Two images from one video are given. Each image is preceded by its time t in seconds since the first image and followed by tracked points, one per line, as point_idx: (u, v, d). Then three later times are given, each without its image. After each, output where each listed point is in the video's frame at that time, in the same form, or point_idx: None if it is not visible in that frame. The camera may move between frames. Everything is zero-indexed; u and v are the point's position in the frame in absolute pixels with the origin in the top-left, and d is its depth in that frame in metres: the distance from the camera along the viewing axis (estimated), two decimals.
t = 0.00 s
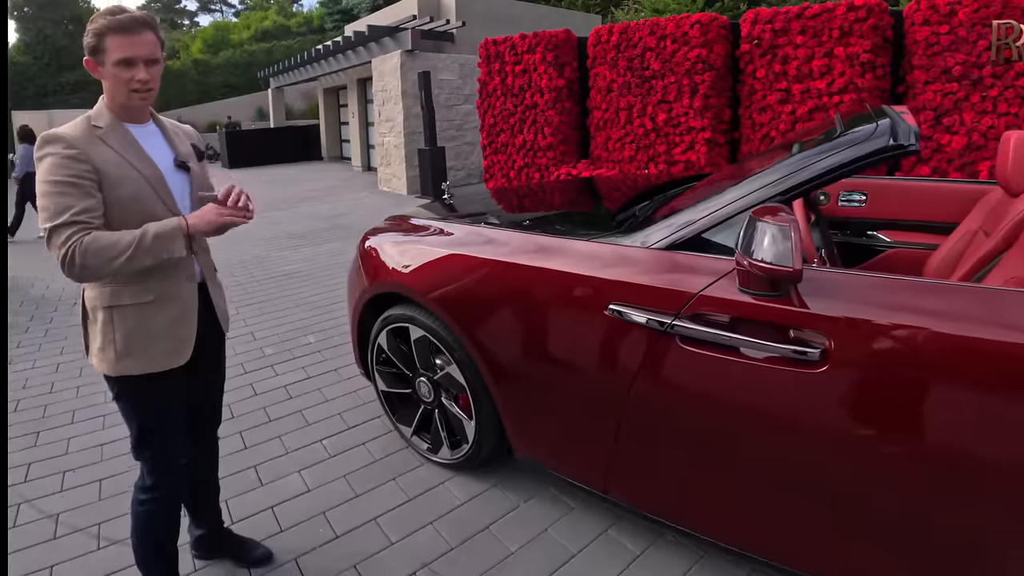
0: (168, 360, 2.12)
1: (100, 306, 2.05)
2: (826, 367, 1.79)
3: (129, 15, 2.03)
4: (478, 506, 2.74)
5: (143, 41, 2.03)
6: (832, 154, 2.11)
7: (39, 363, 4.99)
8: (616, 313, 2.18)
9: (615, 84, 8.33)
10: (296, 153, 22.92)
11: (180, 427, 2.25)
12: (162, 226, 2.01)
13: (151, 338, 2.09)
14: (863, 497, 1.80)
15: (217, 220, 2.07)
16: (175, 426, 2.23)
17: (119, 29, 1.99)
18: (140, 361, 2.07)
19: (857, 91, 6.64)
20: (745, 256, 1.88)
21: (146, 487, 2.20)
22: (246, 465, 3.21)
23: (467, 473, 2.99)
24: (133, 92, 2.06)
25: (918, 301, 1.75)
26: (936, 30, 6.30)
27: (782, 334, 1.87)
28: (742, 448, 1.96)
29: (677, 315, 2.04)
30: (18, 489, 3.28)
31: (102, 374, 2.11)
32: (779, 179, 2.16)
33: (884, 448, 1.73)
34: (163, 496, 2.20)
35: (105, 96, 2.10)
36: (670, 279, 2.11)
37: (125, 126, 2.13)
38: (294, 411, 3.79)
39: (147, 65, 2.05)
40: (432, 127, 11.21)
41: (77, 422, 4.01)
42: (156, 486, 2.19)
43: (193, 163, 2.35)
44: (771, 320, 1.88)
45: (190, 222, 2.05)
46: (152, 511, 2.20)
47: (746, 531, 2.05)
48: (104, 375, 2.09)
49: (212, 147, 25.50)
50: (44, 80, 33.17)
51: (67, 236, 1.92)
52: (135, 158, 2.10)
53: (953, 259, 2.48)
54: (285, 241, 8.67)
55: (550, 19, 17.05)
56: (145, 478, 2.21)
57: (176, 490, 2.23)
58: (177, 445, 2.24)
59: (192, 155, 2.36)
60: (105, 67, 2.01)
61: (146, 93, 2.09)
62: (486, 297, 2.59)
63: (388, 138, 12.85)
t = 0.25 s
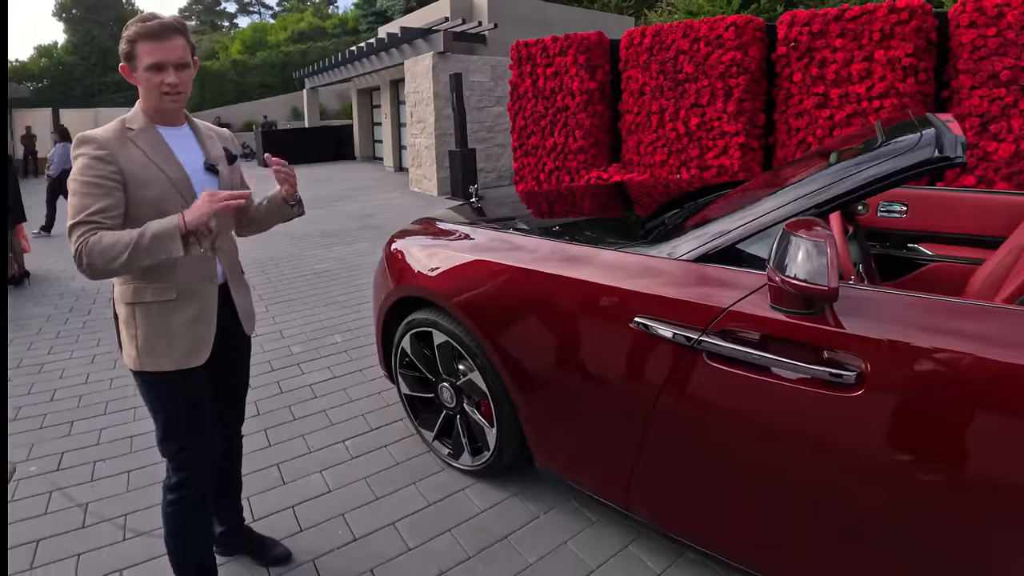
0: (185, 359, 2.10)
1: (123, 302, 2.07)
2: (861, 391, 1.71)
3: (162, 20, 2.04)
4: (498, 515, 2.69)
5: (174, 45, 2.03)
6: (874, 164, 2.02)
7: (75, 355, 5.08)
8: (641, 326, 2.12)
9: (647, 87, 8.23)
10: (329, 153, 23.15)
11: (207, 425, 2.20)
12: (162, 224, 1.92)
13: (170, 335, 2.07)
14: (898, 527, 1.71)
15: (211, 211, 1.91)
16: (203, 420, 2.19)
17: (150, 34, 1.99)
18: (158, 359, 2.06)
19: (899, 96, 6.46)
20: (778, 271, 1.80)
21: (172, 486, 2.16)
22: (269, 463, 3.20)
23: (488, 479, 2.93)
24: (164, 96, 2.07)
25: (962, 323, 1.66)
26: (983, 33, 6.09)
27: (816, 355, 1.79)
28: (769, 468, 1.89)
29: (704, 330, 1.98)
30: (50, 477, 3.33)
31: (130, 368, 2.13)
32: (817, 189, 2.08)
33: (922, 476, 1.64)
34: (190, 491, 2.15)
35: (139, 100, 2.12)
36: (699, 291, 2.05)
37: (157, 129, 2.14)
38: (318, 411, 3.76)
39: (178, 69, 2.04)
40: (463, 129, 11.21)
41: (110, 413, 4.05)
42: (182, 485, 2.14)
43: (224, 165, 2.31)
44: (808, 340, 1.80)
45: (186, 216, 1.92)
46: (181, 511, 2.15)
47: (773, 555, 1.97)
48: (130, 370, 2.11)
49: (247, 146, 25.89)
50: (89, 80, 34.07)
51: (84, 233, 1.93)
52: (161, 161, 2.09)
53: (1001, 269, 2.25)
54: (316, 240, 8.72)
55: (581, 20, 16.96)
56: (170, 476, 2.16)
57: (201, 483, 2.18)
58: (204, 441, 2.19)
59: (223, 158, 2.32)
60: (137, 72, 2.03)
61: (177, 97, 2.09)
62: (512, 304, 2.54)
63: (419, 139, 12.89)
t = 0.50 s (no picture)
0: (208, 356, 2.10)
1: (152, 300, 2.10)
2: (894, 415, 1.65)
3: (192, 25, 2.07)
4: (516, 522, 2.67)
5: (204, 50, 2.06)
6: (915, 174, 1.95)
7: (113, 346, 5.20)
8: (665, 338, 2.09)
9: (681, 91, 8.14)
10: (362, 153, 23.37)
11: (233, 422, 2.21)
12: (169, 232, 1.92)
13: (196, 333, 2.09)
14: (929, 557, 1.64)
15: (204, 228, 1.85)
16: (230, 415, 2.20)
17: (181, 39, 2.03)
18: (182, 355, 2.08)
19: (942, 100, 6.26)
20: (808, 286, 1.76)
21: (197, 479, 2.16)
22: (293, 459, 3.21)
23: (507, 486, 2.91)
24: (194, 100, 2.10)
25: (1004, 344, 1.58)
26: None
27: (847, 374, 1.73)
28: (792, 487, 1.84)
29: (730, 344, 1.94)
30: (84, 464, 3.40)
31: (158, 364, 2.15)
32: (855, 199, 2.01)
33: (955, 505, 1.58)
34: (216, 483, 2.15)
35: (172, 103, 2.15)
36: (726, 304, 2.01)
37: (187, 132, 2.16)
38: (344, 410, 3.71)
39: (207, 73, 2.07)
40: (494, 131, 11.21)
41: (143, 404, 4.12)
42: (208, 478, 2.15)
43: (252, 168, 2.31)
44: (836, 357, 1.75)
45: (188, 229, 1.89)
46: (207, 505, 2.16)
47: None
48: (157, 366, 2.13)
49: (284, 146, 26.28)
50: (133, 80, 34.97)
51: (111, 232, 1.98)
52: (189, 162, 2.11)
53: None
54: (347, 239, 8.79)
55: (615, 22, 16.87)
56: (196, 469, 2.18)
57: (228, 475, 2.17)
58: (230, 437, 2.19)
59: (253, 161, 2.32)
60: (169, 76, 2.06)
61: (207, 101, 2.11)
62: (538, 311, 2.52)
63: (451, 141, 12.94)
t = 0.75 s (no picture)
0: (237, 353, 2.13)
1: (186, 297, 2.14)
2: (924, 437, 1.60)
3: (228, 32, 2.11)
4: (536, 527, 2.67)
5: (239, 57, 2.10)
6: (957, 185, 1.90)
7: (151, 337, 5.33)
8: (689, 348, 2.07)
9: (715, 95, 8.04)
10: (396, 154, 23.60)
11: (261, 416, 2.24)
12: (215, 240, 1.96)
13: (226, 330, 2.13)
14: None
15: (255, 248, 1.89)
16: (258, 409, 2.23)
17: (217, 46, 2.07)
18: (212, 351, 2.12)
19: (989, 105, 6.16)
20: (836, 300, 1.72)
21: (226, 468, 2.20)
22: (319, 454, 3.24)
23: (529, 490, 2.90)
24: (229, 105, 2.14)
25: None
26: None
27: (876, 394, 1.69)
28: (816, 504, 1.81)
29: (755, 357, 1.91)
30: (120, 451, 3.49)
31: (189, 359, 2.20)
32: (892, 209, 1.96)
33: (992, 536, 1.51)
34: (247, 472, 2.17)
35: (207, 107, 2.20)
36: (757, 315, 1.97)
37: (221, 135, 2.20)
38: (370, 408, 3.71)
39: (242, 79, 2.11)
40: (526, 134, 11.22)
41: (178, 395, 4.20)
42: (239, 467, 2.18)
43: (283, 170, 2.33)
44: (863, 374, 1.71)
45: (237, 240, 1.94)
46: (238, 494, 2.18)
47: None
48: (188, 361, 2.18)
49: (320, 146, 26.65)
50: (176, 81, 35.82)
51: (150, 233, 2.03)
52: (222, 164, 2.15)
53: None
54: (379, 239, 8.88)
55: (649, 25, 16.76)
56: (226, 460, 2.21)
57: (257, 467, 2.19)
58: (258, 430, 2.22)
59: (284, 163, 2.35)
60: (205, 81, 2.11)
61: (241, 106, 2.16)
62: (565, 316, 2.51)
63: (483, 143, 12.98)
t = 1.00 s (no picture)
0: (271, 348, 2.19)
1: (225, 291, 2.22)
2: (958, 461, 1.55)
3: (272, 39, 2.17)
4: (560, 532, 2.66)
5: (282, 63, 2.16)
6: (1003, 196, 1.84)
7: (192, 330, 5.47)
8: (717, 358, 2.06)
9: (753, 99, 7.93)
10: (432, 156, 23.80)
11: (294, 410, 2.29)
12: (273, 236, 2.12)
13: (262, 325, 2.19)
14: None
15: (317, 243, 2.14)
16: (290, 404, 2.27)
17: (262, 53, 2.13)
18: (248, 346, 2.17)
19: None
20: (868, 315, 1.70)
21: (258, 458, 2.25)
22: (348, 450, 3.29)
23: (553, 494, 2.90)
24: (272, 109, 2.20)
25: None
26: None
27: (909, 413, 1.64)
28: (842, 521, 1.78)
29: (783, 370, 1.89)
30: (159, 438, 3.61)
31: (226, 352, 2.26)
32: (934, 220, 1.91)
33: None
34: (279, 461, 2.23)
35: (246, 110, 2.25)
36: (788, 326, 1.95)
37: (260, 137, 2.25)
38: (400, 406, 3.75)
39: (286, 85, 2.18)
40: (561, 137, 11.22)
41: (215, 386, 4.31)
42: (269, 459, 2.23)
43: (317, 172, 2.37)
44: (889, 392, 1.67)
45: (297, 236, 2.14)
46: (267, 485, 2.23)
47: None
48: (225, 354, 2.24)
49: (358, 146, 27.02)
50: (221, 82, 36.71)
51: (198, 232, 2.10)
52: (261, 166, 2.20)
53: None
54: (413, 239, 8.98)
55: (687, 28, 16.64)
56: (258, 449, 2.26)
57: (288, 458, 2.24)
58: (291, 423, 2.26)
59: (318, 164, 2.39)
60: (248, 86, 2.17)
61: (283, 110, 2.22)
62: (596, 322, 2.52)
63: (519, 145, 13.02)
